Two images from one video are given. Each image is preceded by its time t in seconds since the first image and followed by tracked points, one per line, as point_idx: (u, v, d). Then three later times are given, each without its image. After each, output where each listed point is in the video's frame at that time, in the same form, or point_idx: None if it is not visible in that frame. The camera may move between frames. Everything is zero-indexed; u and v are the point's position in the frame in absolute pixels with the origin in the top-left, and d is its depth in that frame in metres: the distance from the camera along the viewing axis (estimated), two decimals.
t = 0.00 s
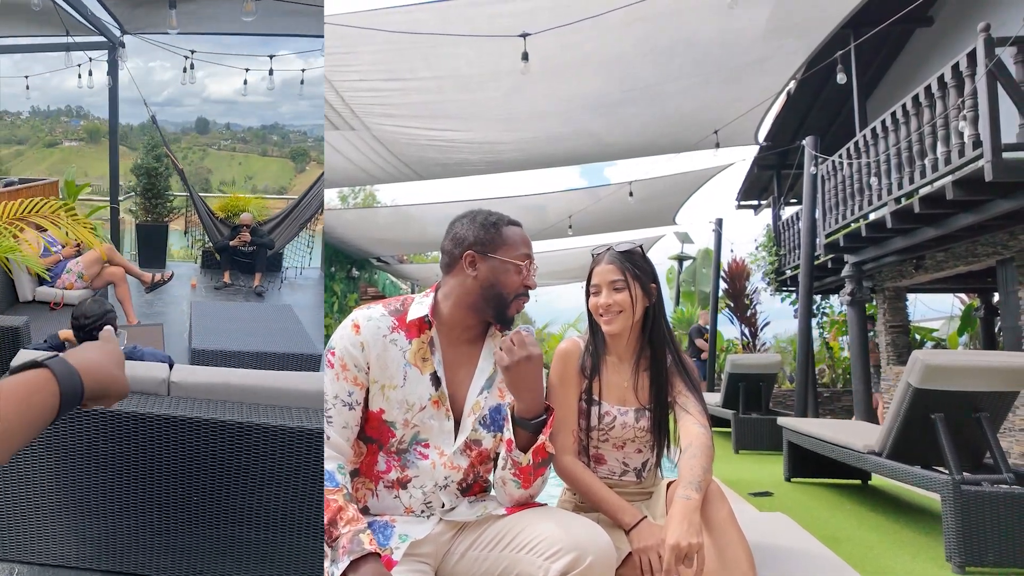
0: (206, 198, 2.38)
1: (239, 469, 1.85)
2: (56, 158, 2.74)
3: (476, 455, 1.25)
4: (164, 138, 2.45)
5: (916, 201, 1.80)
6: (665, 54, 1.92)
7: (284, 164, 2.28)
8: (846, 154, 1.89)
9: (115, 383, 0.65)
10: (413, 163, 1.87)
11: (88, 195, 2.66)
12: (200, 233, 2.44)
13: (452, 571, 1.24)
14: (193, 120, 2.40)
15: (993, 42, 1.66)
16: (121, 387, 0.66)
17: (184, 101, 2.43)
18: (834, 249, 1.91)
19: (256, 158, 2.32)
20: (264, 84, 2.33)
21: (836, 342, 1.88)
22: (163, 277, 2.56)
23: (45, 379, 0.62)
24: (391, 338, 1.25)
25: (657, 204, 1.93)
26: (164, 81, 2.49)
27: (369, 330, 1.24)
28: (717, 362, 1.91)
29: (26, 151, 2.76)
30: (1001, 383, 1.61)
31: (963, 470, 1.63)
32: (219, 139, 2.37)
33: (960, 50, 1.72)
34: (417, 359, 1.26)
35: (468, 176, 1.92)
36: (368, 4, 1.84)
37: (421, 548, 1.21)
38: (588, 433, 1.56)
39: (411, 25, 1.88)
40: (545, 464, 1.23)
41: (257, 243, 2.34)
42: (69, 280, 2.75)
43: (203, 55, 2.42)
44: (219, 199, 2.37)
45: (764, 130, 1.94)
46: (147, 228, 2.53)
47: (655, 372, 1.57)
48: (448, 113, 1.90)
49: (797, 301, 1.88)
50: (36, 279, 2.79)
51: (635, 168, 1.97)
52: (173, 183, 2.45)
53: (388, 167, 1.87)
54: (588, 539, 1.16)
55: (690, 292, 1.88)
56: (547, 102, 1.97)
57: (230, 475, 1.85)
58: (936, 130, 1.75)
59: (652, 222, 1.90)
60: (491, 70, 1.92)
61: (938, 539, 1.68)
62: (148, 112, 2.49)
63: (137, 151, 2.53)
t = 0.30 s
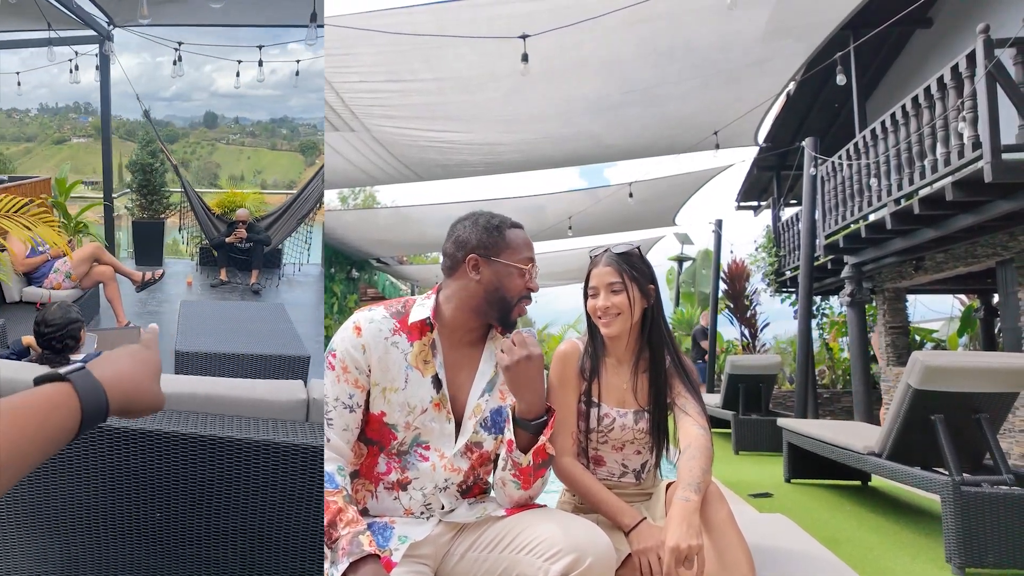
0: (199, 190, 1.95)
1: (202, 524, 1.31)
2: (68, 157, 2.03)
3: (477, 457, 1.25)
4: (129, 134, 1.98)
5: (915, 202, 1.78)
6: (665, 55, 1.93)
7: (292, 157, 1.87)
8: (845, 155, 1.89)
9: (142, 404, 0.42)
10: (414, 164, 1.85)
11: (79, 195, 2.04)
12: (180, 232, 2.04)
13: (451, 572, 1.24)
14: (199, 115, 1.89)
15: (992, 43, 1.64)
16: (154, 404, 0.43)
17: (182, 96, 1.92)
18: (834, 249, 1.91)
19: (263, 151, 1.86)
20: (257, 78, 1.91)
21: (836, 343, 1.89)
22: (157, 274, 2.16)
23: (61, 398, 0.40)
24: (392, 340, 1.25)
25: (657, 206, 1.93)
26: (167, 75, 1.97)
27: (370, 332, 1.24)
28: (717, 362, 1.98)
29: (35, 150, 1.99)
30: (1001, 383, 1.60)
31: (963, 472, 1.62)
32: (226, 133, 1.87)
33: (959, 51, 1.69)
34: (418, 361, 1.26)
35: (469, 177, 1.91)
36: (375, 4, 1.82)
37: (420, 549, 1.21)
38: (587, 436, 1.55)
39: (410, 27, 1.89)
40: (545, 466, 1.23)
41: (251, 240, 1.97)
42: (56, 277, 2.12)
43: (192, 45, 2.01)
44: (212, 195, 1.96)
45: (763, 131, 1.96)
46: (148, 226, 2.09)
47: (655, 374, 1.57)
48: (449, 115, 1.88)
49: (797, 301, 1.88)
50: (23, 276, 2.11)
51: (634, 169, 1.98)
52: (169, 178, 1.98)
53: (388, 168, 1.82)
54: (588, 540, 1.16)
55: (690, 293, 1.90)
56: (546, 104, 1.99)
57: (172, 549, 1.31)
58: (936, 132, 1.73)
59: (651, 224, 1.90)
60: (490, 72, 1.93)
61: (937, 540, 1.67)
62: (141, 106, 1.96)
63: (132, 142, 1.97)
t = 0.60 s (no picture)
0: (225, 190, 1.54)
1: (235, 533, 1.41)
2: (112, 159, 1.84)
3: (476, 458, 1.25)
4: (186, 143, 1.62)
5: (915, 203, 1.78)
6: (663, 57, 1.91)
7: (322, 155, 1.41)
8: (845, 156, 1.88)
9: (247, 456, 0.31)
10: (414, 165, 1.87)
11: (101, 194, 1.93)
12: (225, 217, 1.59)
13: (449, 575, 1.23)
14: (241, 117, 1.50)
15: (992, 44, 1.63)
16: (269, 449, 0.31)
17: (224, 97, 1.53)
18: (834, 250, 1.92)
19: (305, 152, 1.41)
20: (276, 74, 1.45)
21: (836, 344, 1.89)
22: (173, 276, 1.90)
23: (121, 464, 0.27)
24: (393, 342, 1.25)
25: (659, 205, 1.95)
26: (212, 78, 1.58)
27: (371, 334, 1.23)
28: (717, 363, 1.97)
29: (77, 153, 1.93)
30: (1003, 385, 1.60)
31: (963, 473, 1.62)
32: (268, 134, 1.45)
33: (958, 52, 1.70)
34: (419, 363, 1.25)
35: (469, 177, 1.93)
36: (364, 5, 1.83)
37: (418, 551, 1.21)
38: (586, 437, 1.55)
39: (411, 29, 1.86)
40: (545, 467, 1.22)
41: (275, 241, 1.56)
42: (70, 277, 2.06)
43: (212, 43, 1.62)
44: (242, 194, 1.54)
45: (763, 131, 1.96)
46: (172, 227, 1.83)
47: (654, 375, 1.58)
48: (448, 115, 1.90)
49: (797, 303, 1.87)
50: (39, 275, 2.12)
51: (635, 169, 2.00)
52: (195, 178, 1.63)
53: (387, 168, 1.84)
54: (588, 542, 1.16)
55: (690, 294, 1.89)
56: (546, 104, 1.98)
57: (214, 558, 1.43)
58: (936, 132, 1.74)
59: (650, 225, 1.93)
60: (488, 72, 1.92)
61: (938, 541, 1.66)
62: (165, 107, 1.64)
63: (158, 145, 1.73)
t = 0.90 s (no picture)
0: (232, 195, 1.73)
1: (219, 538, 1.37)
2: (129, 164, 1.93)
3: (476, 462, 1.25)
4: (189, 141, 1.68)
5: (916, 204, 1.81)
6: (664, 57, 1.89)
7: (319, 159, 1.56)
8: (845, 157, 1.88)
9: (301, 483, 0.21)
10: (413, 166, 1.89)
11: (103, 198, 2.22)
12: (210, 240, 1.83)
13: None
14: (265, 118, 1.59)
15: (991, 46, 1.67)
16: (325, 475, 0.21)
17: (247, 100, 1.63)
18: (834, 252, 1.91)
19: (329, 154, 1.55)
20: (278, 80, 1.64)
21: (836, 344, 1.89)
22: (169, 284, 2.26)
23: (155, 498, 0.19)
24: (393, 345, 1.25)
25: (660, 206, 1.95)
26: (237, 81, 1.69)
27: (371, 337, 1.23)
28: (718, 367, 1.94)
29: (100, 155, 2.00)
30: (1002, 387, 1.61)
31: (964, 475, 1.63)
32: (293, 136, 1.56)
33: (957, 53, 1.72)
34: (420, 366, 1.26)
35: (467, 179, 1.92)
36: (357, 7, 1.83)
37: (417, 556, 1.21)
38: (586, 441, 1.55)
39: (410, 30, 1.85)
40: (545, 473, 1.22)
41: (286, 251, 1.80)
42: (66, 285, 2.47)
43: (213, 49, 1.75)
44: (250, 199, 1.71)
45: (763, 132, 1.93)
46: (176, 232, 1.97)
47: (653, 379, 1.59)
48: (450, 116, 1.90)
49: (796, 304, 1.87)
50: (36, 279, 2.52)
51: (633, 171, 1.98)
52: (199, 180, 1.73)
53: (389, 170, 1.88)
54: (588, 547, 1.15)
55: (690, 294, 1.89)
56: (545, 105, 1.96)
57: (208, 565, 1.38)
58: (936, 134, 1.76)
59: (650, 226, 1.92)
60: (485, 74, 1.90)
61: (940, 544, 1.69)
62: (171, 109, 1.71)
63: (162, 149, 1.77)
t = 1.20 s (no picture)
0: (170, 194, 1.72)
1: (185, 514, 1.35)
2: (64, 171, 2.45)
3: (474, 463, 1.25)
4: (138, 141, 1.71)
5: (916, 205, 1.80)
6: (664, 57, 1.88)
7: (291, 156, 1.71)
8: (844, 158, 1.88)
9: (191, 361, 0.35)
10: (410, 166, 1.89)
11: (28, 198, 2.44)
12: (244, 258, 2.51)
13: None
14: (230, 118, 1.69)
15: (991, 46, 1.65)
16: (205, 356, 0.36)
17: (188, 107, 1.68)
18: (834, 252, 1.91)
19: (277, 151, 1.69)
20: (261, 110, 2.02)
21: (836, 345, 1.89)
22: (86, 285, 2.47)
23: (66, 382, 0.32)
24: (390, 343, 1.25)
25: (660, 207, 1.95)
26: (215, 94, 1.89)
27: (368, 336, 1.23)
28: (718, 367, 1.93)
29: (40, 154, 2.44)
30: (999, 388, 1.61)
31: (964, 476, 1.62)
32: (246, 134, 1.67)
33: (957, 54, 1.70)
34: (416, 366, 1.25)
35: (467, 179, 1.93)
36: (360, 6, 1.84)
37: (414, 560, 1.21)
38: (585, 440, 1.56)
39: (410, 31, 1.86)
40: (541, 476, 1.20)
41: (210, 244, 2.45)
42: None
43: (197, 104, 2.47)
44: (179, 200, 2.47)
45: (762, 133, 1.93)
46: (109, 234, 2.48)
47: (651, 381, 1.59)
48: (449, 117, 1.89)
49: (796, 305, 1.87)
50: None
51: (633, 171, 2.00)
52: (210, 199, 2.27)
53: (388, 170, 1.89)
54: (585, 550, 1.15)
55: (689, 295, 1.89)
56: (544, 107, 1.95)
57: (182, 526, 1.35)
58: (936, 134, 1.75)
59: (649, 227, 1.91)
60: (483, 75, 1.90)
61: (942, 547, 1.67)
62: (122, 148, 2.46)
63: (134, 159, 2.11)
